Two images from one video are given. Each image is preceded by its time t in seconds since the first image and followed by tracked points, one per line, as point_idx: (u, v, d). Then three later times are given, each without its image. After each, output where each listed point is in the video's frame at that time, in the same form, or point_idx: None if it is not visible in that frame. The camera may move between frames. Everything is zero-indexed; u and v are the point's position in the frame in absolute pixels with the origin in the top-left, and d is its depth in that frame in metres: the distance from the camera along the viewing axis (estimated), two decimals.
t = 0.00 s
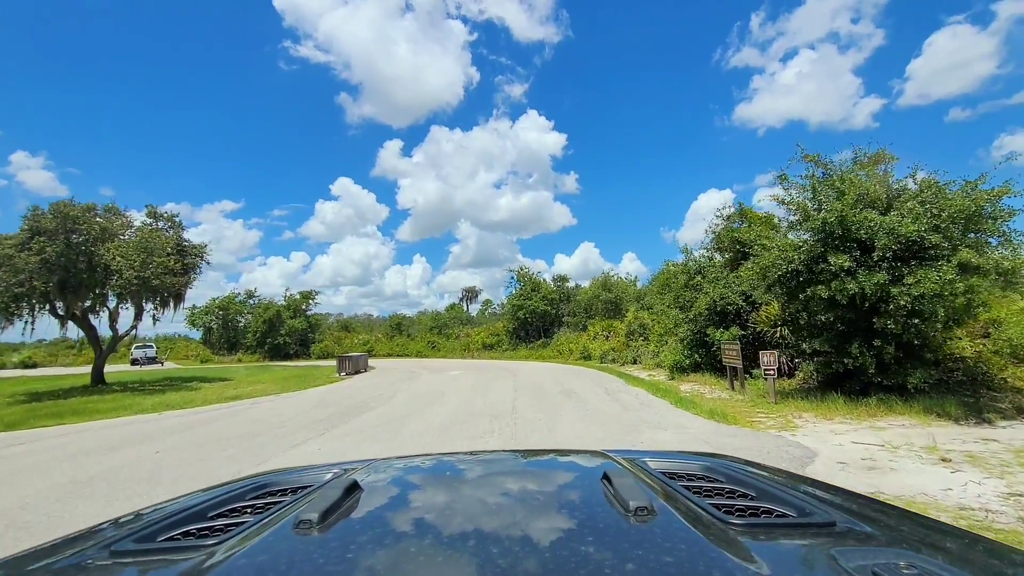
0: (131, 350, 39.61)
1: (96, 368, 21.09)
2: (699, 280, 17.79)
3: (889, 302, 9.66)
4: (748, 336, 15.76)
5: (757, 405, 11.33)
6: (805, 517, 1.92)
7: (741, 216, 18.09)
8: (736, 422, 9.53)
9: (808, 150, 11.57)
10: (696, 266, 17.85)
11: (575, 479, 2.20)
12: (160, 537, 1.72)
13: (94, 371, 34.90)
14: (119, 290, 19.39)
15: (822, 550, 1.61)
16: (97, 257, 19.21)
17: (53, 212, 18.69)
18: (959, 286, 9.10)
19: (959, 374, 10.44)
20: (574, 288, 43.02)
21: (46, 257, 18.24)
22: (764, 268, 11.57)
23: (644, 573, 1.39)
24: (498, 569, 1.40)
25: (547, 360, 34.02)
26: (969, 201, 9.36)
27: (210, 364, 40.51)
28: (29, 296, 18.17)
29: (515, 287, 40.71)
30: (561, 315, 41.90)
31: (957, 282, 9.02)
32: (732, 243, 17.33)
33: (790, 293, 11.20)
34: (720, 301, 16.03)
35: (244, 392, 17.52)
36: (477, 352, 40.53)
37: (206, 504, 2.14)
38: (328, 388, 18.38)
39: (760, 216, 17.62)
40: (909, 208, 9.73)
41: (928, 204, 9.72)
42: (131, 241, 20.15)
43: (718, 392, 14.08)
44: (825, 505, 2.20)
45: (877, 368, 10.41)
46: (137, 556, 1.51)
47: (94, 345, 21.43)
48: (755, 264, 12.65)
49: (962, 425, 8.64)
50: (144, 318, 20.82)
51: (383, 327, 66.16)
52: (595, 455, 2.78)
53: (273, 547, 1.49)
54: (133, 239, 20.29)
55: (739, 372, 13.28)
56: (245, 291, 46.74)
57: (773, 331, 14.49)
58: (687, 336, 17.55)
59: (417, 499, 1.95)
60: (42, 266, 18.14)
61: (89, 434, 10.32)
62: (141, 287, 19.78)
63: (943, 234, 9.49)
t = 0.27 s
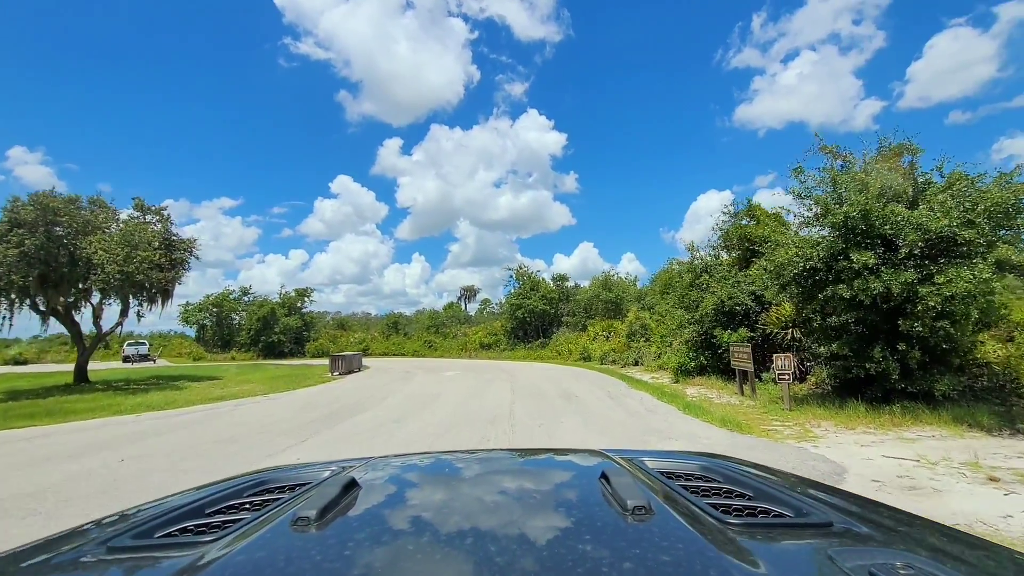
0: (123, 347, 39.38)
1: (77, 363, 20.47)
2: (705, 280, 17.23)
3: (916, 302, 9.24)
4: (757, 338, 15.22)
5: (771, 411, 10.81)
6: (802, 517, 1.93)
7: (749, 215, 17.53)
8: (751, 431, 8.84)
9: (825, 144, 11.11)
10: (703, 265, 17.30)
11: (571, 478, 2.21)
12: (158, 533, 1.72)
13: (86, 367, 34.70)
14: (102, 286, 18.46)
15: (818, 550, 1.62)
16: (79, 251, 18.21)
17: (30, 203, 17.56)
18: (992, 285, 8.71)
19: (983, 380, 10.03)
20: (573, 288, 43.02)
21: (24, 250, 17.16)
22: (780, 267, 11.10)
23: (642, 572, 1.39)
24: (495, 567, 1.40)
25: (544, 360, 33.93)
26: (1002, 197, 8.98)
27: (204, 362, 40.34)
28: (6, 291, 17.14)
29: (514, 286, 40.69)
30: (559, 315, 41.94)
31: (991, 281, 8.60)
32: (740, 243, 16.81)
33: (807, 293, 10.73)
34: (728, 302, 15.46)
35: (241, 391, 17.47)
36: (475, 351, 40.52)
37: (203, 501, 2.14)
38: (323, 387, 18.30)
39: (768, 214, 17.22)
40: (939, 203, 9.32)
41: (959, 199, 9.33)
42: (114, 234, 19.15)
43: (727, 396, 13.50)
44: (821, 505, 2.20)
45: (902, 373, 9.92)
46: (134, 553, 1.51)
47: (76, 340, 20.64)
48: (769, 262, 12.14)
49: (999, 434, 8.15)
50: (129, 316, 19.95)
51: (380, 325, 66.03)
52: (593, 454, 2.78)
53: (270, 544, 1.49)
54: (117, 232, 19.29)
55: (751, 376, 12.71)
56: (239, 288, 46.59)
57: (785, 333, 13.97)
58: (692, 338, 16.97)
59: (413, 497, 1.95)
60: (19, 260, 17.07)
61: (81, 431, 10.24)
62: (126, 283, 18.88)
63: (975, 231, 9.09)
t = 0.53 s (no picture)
0: (116, 345, 39.22)
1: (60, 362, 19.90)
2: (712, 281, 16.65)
3: (942, 303, 8.85)
4: (766, 340, 14.65)
5: (784, 416, 10.32)
6: (801, 517, 1.92)
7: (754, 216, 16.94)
8: (768, 439, 8.32)
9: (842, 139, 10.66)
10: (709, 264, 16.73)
11: (570, 477, 2.20)
12: (154, 532, 1.71)
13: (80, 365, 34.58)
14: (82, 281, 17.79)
15: (817, 550, 1.62)
16: (58, 245, 17.58)
17: (8, 195, 16.97)
18: None
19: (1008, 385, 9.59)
20: (572, 287, 43.03)
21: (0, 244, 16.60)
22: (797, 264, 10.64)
23: (641, 571, 1.38)
24: (493, 567, 1.40)
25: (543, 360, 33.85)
26: None
27: (198, 360, 40.20)
28: None
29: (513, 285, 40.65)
30: (559, 314, 41.94)
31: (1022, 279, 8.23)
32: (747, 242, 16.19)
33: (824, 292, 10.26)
34: (736, 302, 14.89)
35: (238, 391, 17.42)
36: (472, 351, 40.50)
37: (199, 499, 2.13)
38: (319, 387, 18.25)
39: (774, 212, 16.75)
40: (964, 198, 9.02)
41: (985, 193, 9.04)
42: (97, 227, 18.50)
43: (736, 400, 12.91)
44: (819, 504, 2.20)
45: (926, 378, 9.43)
46: (131, 551, 1.50)
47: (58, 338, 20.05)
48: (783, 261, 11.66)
49: None
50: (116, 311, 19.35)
51: (378, 325, 66.02)
52: (591, 454, 2.78)
53: (267, 543, 1.48)
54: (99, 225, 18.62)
55: (762, 379, 12.07)
56: (234, 286, 46.46)
57: (795, 335, 13.36)
58: (697, 339, 16.38)
59: (410, 496, 1.94)
60: None
61: (73, 430, 10.19)
62: (108, 277, 18.18)
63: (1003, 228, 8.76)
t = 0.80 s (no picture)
0: (110, 342, 39.14)
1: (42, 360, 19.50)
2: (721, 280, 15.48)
3: (985, 305, 7.83)
4: (778, 344, 13.38)
5: (803, 428, 9.30)
6: (799, 521, 1.92)
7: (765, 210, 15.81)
8: (791, 456, 7.34)
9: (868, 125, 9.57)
10: (716, 263, 15.59)
11: (567, 478, 2.20)
12: (152, 528, 1.70)
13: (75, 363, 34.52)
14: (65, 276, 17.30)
15: (814, 553, 1.62)
16: (41, 238, 17.07)
17: None
18: None
19: None
20: (573, 288, 42.92)
21: None
22: (817, 262, 9.58)
23: (638, 572, 1.38)
24: (490, 566, 1.40)
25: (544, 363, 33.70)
26: None
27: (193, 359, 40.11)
28: None
29: (512, 285, 40.58)
30: (559, 315, 41.85)
31: None
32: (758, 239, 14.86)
33: (847, 294, 9.23)
34: (746, 304, 13.68)
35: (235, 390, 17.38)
36: (469, 351, 40.43)
37: (197, 497, 2.13)
38: (316, 387, 18.20)
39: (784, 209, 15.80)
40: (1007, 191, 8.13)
41: None
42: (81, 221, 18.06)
43: (749, 408, 11.80)
44: (818, 508, 2.20)
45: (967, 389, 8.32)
46: (127, 547, 1.50)
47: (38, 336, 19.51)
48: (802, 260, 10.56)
49: None
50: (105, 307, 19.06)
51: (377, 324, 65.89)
52: (589, 455, 2.78)
53: (264, 541, 1.48)
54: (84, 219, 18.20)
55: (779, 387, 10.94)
56: (230, 284, 46.41)
57: (811, 339, 12.04)
58: (705, 342, 15.25)
59: (407, 496, 1.94)
60: None
61: (67, 429, 10.16)
62: (92, 273, 17.76)
63: None
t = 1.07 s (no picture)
0: (107, 348, 39.09)
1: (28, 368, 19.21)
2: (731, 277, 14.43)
3: None
4: (797, 343, 12.64)
5: (832, 437, 8.30)
6: (803, 521, 1.92)
7: (777, 202, 14.95)
8: (826, 469, 6.46)
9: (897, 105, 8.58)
10: (727, 260, 14.57)
11: (570, 480, 2.20)
12: (156, 533, 1.71)
13: (73, 368, 34.50)
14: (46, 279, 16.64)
15: (817, 553, 1.62)
16: (22, 240, 16.39)
17: None
18: None
19: None
20: (575, 288, 42.85)
21: None
22: (845, 255, 8.62)
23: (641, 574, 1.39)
24: (493, 569, 1.40)
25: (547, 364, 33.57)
26: None
27: (191, 363, 40.05)
28: None
29: (513, 286, 40.53)
30: (561, 315, 41.78)
31: None
32: (771, 232, 14.24)
33: (877, 289, 8.37)
34: (762, 302, 12.88)
35: (235, 394, 17.36)
36: (469, 354, 40.43)
37: (201, 501, 2.14)
38: (315, 391, 18.15)
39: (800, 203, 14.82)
40: None
41: None
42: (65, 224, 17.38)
43: (770, 415, 10.79)
44: (822, 508, 2.20)
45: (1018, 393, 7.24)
46: (131, 552, 1.50)
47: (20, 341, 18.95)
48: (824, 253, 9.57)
49: None
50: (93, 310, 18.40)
51: (377, 327, 65.87)
52: (592, 457, 2.77)
53: (267, 545, 1.49)
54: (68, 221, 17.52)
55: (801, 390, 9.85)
56: (228, 287, 46.39)
57: (831, 338, 11.83)
58: (716, 343, 14.32)
59: (410, 499, 1.94)
60: None
61: (65, 434, 10.15)
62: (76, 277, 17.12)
63: None
